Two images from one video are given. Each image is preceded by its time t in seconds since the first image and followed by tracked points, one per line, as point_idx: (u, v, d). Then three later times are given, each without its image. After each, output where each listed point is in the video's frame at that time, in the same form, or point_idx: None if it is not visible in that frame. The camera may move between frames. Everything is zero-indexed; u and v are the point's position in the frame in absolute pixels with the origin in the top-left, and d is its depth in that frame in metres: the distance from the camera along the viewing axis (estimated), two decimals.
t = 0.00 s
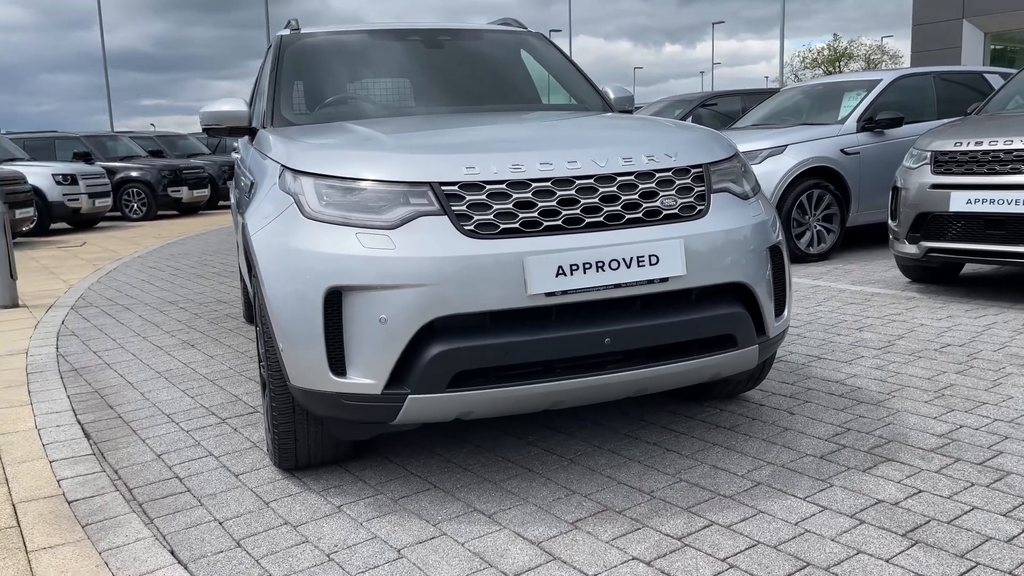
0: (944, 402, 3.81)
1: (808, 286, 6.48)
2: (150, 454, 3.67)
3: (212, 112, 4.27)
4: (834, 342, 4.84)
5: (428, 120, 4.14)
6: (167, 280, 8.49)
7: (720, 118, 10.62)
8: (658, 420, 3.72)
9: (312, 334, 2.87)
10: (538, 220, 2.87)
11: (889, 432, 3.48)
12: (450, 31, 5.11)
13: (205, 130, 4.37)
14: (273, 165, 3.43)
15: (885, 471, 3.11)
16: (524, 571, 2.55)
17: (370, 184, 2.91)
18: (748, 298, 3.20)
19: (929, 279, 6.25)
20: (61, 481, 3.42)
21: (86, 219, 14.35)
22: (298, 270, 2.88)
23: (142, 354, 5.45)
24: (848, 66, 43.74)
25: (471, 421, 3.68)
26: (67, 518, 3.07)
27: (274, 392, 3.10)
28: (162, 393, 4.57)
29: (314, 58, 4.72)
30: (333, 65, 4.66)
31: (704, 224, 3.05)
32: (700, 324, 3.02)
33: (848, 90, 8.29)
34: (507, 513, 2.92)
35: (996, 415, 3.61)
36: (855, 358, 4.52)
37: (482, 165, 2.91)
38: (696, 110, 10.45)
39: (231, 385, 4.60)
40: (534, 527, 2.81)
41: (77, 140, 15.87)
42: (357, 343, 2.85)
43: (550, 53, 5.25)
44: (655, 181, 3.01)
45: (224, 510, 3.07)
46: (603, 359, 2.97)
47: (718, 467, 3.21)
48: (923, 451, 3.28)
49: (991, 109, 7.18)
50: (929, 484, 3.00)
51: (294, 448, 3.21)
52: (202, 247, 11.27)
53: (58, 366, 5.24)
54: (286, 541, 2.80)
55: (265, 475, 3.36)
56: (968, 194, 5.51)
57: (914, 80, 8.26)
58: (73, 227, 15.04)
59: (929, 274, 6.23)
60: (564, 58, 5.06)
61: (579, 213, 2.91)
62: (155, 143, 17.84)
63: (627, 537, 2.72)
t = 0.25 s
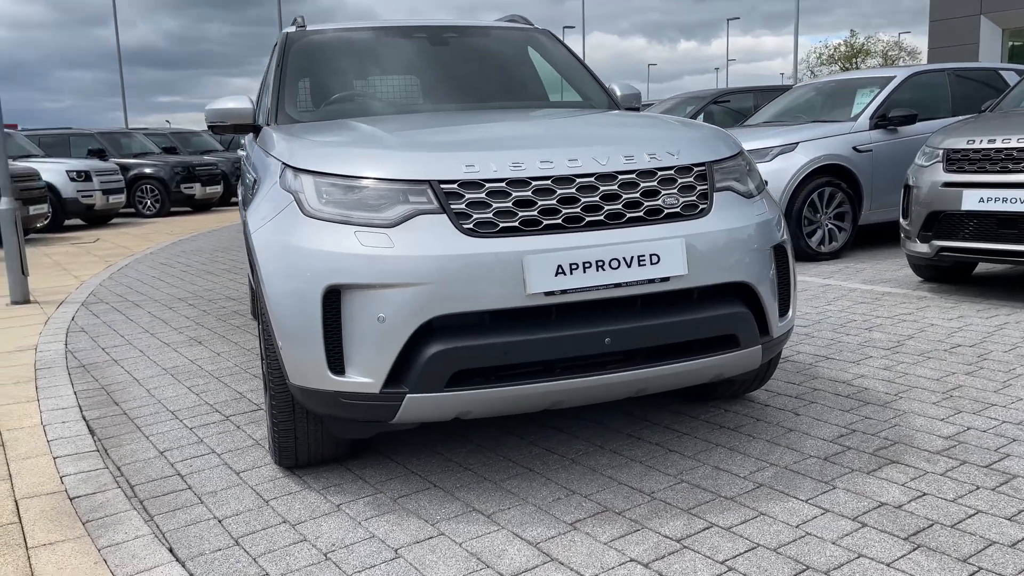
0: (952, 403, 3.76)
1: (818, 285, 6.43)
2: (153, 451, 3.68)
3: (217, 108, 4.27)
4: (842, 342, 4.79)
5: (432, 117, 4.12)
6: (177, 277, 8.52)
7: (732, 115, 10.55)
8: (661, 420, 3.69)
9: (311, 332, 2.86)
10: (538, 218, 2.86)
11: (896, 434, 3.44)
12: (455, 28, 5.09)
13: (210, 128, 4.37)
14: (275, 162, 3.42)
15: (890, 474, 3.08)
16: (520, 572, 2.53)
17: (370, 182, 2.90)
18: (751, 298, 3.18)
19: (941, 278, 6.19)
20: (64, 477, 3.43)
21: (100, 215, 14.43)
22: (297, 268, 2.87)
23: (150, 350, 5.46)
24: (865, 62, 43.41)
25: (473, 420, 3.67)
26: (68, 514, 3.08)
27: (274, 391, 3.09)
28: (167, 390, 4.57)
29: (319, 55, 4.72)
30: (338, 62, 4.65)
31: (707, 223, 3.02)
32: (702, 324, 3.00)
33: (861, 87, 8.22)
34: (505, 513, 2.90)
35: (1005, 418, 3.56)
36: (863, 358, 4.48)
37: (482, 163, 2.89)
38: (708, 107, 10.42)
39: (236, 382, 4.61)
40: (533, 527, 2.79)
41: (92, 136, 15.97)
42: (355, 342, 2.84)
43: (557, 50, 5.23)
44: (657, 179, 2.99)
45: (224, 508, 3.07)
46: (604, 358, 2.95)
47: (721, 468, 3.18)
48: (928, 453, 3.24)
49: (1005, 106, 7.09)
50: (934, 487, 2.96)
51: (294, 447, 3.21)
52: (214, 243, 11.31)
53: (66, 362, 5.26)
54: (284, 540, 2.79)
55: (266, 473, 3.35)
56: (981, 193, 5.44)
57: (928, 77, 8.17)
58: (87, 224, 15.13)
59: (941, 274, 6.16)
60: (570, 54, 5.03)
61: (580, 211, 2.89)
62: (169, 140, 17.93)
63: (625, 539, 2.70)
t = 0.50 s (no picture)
0: (960, 404, 3.72)
1: (829, 284, 6.38)
2: (157, 447, 3.69)
3: (224, 106, 4.28)
4: (851, 342, 4.75)
5: (436, 114, 4.12)
6: (189, 273, 8.56)
7: (745, 113, 10.49)
8: (665, 419, 3.67)
9: (311, 330, 2.86)
10: (538, 216, 2.84)
11: (901, 435, 3.40)
12: (462, 25, 5.08)
13: (216, 124, 4.38)
14: (278, 159, 3.42)
15: (895, 475, 3.04)
16: (517, 571, 2.52)
17: (370, 179, 2.90)
18: (754, 298, 3.15)
19: (954, 277, 6.12)
20: (69, 472, 3.44)
21: (115, 211, 14.52)
22: (297, 265, 2.88)
23: (159, 346, 5.49)
24: (883, 58, 43.05)
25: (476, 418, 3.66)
26: (71, 509, 3.10)
27: (275, 388, 3.10)
28: (174, 385, 4.59)
29: (325, 52, 4.72)
30: (344, 59, 4.65)
31: (709, 221, 3.00)
32: (705, 323, 2.98)
33: (874, 83, 8.16)
34: (505, 512, 2.89)
35: (1013, 419, 3.51)
36: (871, 358, 4.43)
37: (483, 160, 2.88)
38: (721, 105, 10.40)
39: (242, 379, 4.62)
40: (532, 527, 2.78)
41: (108, 133, 16.07)
42: (355, 339, 2.83)
43: (564, 47, 5.21)
44: (659, 177, 2.97)
45: (225, 505, 3.08)
46: (604, 357, 2.93)
47: (723, 468, 3.16)
48: (934, 454, 3.21)
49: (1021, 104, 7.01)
50: (938, 489, 2.92)
51: (296, 444, 3.21)
52: (227, 240, 11.35)
53: (76, 358, 5.30)
54: (283, 537, 2.80)
55: (268, 469, 3.36)
56: (994, 191, 5.38)
57: (943, 74, 8.09)
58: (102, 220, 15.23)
59: (954, 272, 6.10)
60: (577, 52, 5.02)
61: (581, 209, 2.87)
62: (184, 137, 18.02)
63: (624, 539, 2.68)
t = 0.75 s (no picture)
0: (966, 405, 3.67)
1: (840, 283, 6.32)
2: (160, 441, 3.72)
3: (230, 102, 4.30)
4: (859, 341, 4.71)
5: (439, 111, 4.11)
6: (202, 269, 8.61)
7: (759, 109, 10.41)
8: (666, 418, 3.65)
9: (307, 326, 2.87)
10: (534, 214, 2.83)
11: (904, 435, 3.36)
12: (468, 21, 5.08)
13: (222, 121, 4.41)
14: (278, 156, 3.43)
15: (895, 476, 3.01)
16: (509, 569, 2.52)
17: (367, 176, 2.90)
18: (754, 296, 3.12)
19: (967, 276, 6.05)
20: (72, 466, 3.48)
21: (133, 206, 14.63)
22: (294, 262, 2.88)
23: (168, 341, 5.53)
24: (905, 55, 42.61)
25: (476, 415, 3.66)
26: (71, 503, 3.12)
27: (273, 384, 3.11)
28: (181, 380, 4.62)
29: (330, 49, 4.73)
30: (349, 57, 4.66)
31: (708, 219, 2.97)
32: (703, 321, 2.95)
33: (890, 80, 8.08)
34: (500, 510, 2.89)
35: (1019, 420, 3.47)
36: (878, 357, 4.39)
37: (479, 158, 2.87)
38: (735, 101, 10.32)
39: (248, 374, 4.65)
40: (525, 525, 2.78)
41: (126, 130, 16.21)
42: (351, 336, 2.84)
43: (571, 44, 5.20)
44: (657, 174, 2.95)
45: (223, 499, 3.09)
46: (601, 356, 2.92)
47: (721, 468, 3.13)
48: (937, 456, 3.17)
49: None
50: (939, 490, 2.89)
51: (294, 440, 3.22)
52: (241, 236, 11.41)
53: (86, 352, 5.34)
54: (278, 533, 2.81)
55: (267, 465, 3.37)
56: (1007, 189, 5.31)
57: (960, 70, 7.99)
58: (121, 216, 15.36)
59: (967, 271, 6.03)
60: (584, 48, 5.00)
61: (577, 207, 2.86)
62: (202, 133, 18.14)
63: (618, 538, 2.67)
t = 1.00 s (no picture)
0: (968, 406, 3.63)
1: (848, 282, 6.27)
2: (159, 436, 3.74)
3: (231, 100, 4.31)
4: (863, 341, 4.67)
5: (439, 108, 4.11)
6: (212, 265, 8.65)
7: (771, 106, 10.35)
8: (663, 417, 3.63)
9: (300, 324, 2.88)
10: (526, 212, 2.82)
11: (903, 436, 3.33)
12: (471, 18, 5.07)
13: (224, 118, 4.42)
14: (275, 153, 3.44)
15: (891, 478, 2.98)
16: (497, 568, 2.51)
17: (360, 173, 2.90)
18: (750, 295, 3.10)
19: (976, 275, 6.00)
20: (71, 460, 3.50)
21: (147, 203, 14.73)
22: (287, 259, 2.89)
23: (173, 337, 5.56)
24: (924, 51, 42.22)
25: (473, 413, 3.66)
26: (68, 498, 3.15)
27: (268, 380, 3.11)
28: (183, 376, 4.65)
29: (333, 46, 4.73)
30: (351, 54, 4.67)
31: (702, 217, 2.95)
32: (697, 321, 2.94)
33: (902, 77, 8.01)
34: (492, 508, 2.89)
35: (1021, 422, 3.42)
36: (882, 357, 4.35)
37: (472, 155, 2.87)
38: (746, 98, 10.26)
39: (250, 370, 4.66)
40: (516, 523, 2.77)
41: (141, 127, 16.31)
42: (343, 333, 2.84)
43: (575, 41, 5.19)
44: (652, 172, 2.93)
45: (218, 495, 3.11)
46: (594, 354, 2.91)
47: (716, 468, 3.12)
48: (935, 457, 3.13)
49: None
50: (935, 492, 2.86)
51: (289, 436, 3.23)
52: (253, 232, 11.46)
53: (92, 347, 5.38)
54: (270, 529, 2.82)
55: (264, 461, 3.38)
56: (1015, 188, 5.25)
57: (973, 67, 7.90)
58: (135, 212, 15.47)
59: (976, 271, 5.97)
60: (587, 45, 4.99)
61: (570, 204, 2.85)
62: (216, 130, 18.23)
63: (608, 537, 2.66)
